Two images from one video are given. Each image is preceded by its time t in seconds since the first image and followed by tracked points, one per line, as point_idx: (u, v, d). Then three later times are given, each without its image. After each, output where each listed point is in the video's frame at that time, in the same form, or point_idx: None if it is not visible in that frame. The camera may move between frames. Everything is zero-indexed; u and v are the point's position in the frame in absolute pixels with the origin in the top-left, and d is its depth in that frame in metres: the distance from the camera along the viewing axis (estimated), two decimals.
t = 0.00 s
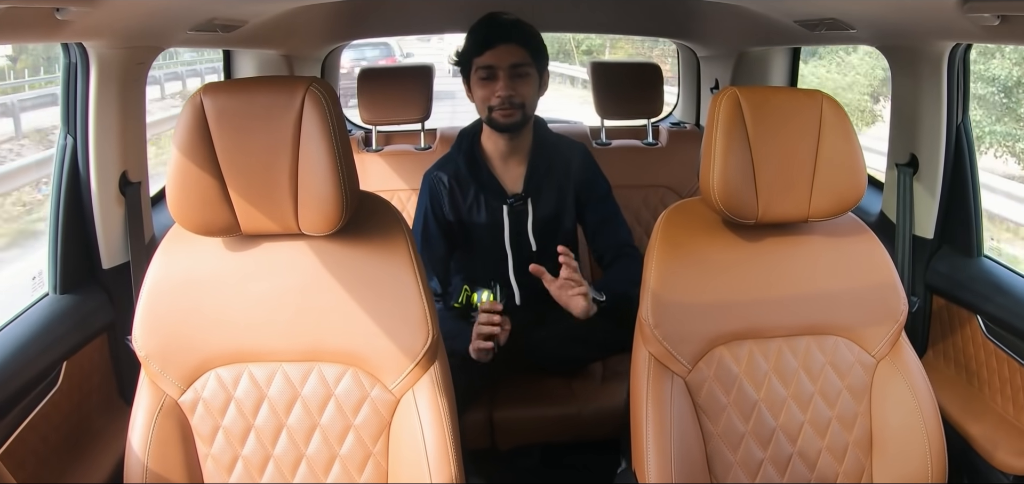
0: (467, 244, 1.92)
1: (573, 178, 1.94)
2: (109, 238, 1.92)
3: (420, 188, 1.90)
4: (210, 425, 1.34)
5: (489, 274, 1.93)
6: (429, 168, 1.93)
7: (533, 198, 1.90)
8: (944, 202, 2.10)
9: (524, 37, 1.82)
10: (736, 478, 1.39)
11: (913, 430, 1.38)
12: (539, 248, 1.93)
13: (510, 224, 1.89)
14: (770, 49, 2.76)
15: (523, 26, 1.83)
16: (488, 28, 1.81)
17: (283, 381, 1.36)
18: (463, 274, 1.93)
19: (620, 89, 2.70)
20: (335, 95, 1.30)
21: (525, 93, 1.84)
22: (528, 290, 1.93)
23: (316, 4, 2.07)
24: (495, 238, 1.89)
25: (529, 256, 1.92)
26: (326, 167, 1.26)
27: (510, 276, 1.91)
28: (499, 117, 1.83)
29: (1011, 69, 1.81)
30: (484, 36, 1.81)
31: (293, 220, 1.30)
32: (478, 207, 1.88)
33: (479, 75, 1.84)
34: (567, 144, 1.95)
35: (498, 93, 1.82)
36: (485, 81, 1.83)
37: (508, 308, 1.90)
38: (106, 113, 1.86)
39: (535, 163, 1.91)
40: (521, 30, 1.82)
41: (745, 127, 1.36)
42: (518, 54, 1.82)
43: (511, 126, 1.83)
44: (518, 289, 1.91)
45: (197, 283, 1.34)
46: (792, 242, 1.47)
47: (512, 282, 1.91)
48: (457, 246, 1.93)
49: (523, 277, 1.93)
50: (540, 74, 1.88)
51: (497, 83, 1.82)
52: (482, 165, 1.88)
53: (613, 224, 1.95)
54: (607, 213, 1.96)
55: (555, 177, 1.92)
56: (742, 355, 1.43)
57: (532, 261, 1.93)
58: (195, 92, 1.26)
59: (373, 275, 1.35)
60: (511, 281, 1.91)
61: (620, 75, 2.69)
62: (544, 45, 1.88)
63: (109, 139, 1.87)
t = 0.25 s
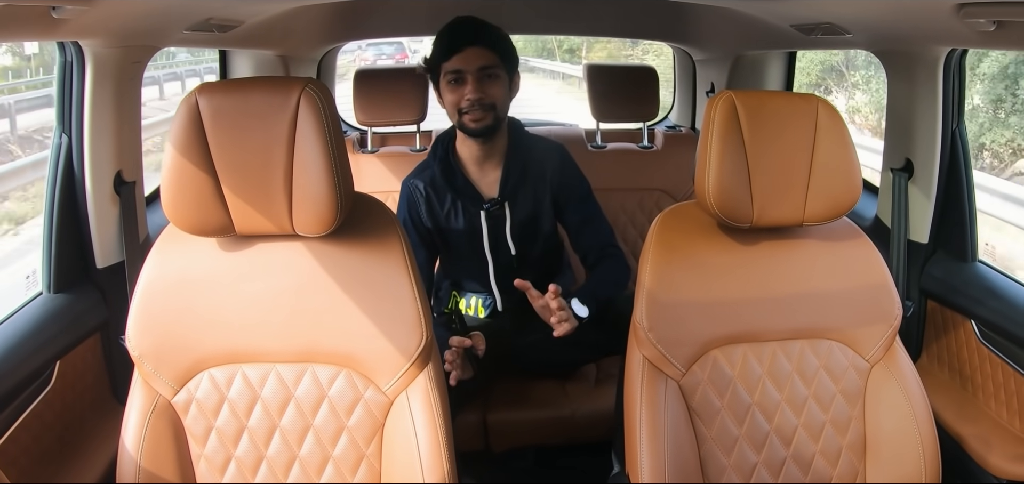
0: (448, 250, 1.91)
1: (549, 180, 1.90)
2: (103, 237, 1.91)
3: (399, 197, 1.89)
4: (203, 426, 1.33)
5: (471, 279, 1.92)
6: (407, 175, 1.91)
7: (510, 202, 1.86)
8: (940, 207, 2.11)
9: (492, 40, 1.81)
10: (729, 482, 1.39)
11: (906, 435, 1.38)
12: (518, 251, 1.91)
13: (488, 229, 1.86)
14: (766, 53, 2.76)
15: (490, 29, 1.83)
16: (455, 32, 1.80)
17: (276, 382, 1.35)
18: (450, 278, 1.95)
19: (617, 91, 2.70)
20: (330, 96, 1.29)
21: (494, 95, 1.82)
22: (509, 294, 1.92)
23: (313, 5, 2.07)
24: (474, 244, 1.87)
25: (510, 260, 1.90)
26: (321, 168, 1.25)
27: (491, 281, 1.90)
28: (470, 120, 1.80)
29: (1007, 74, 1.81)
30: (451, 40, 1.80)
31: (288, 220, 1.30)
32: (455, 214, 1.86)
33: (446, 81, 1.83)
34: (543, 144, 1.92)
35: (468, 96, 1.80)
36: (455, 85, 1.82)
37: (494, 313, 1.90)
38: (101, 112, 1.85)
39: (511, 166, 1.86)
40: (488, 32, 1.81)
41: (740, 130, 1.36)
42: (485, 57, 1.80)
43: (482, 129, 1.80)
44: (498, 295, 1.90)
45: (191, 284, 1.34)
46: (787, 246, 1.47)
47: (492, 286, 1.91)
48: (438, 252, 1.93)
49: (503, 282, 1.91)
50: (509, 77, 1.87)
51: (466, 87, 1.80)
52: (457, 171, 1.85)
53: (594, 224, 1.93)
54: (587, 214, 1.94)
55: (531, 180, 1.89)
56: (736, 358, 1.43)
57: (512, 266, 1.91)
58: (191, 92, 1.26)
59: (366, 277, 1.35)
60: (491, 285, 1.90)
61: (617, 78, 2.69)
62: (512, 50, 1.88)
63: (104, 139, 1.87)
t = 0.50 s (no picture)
0: (450, 251, 1.91)
1: (552, 181, 1.92)
2: (102, 237, 1.91)
3: (402, 197, 1.89)
4: (202, 426, 1.33)
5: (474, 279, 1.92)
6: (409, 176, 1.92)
7: (513, 202, 1.87)
8: (939, 207, 2.11)
9: (493, 48, 1.81)
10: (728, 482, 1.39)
11: (906, 436, 1.38)
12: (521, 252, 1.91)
13: (491, 229, 1.86)
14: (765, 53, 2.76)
15: (491, 37, 1.82)
16: (454, 42, 1.80)
17: (276, 382, 1.35)
18: (452, 278, 1.96)
19: (616, 91, 2.70)
20: (330, 96, 1.29)
21: (496, 104, 1.83)
22: (512, 293, 1.92)
23: (312, 5, 2.07)
24: (478, 245, 1.87)
25: (512, 261, 1.90)
26: (320, 168, 1.25)
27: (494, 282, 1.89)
28: (473, 131, 1.82)
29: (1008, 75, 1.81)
30: (451, 50, 1.80)
31: (288, 220, 1.30)
32: (458, 214, 1.86)
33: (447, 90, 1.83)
34: (545, 145, 1.94)
35: (470, 106, 1.81)
36: (456, 95, 1.82)
37: (496, 312, 1.90)
38: (101, 112, 1.85)
39: (514, 167, 1.88)
40: (489, 41, 1.81)
41: (739, 131, 1.36)
42: (485, 66, 1.80)
43: (487, 138, 1.81)
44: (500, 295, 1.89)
45: (190, 284, 1.34)
46: (786, 246, 1.47)
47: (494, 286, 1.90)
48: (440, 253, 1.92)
49: (505, 282, 1.91)
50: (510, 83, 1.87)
51: (468, 97, 1.81)
52: (461, 171, 1.86)
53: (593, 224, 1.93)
54: (591, 215, 1.95)
55: (534, 180, 1.90)
56: (735, 359, 1.43)
57: (514, 266, 1.91)
58: (190, 91, 1.26)
59: (365, 276, 1.35)
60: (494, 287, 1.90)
61: (616, 78, 2.69)
62: (513, 55, 1.88)
63: (103, 138, 1.87)
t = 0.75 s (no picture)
0: (460, 246, 1.92)
1: (564, 177, 1.93)
2: (102, 233, 1.91)
3: (413, 190, 1.91)
4: (202, 422, 1.33)
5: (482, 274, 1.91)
6: (421, 170, 1.94)
7: (525, 199, 1.88)
8: (939, 206, 2.11)
9: (514, 44, 1.81)
10: (727, 479, 1.39)
11: (905, 434, 1.38)
12: (531, 248, 1.91)
13: (502, 225, 1.87)
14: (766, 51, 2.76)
15: (513, 32, 1.82)
16: (477, 34, 1.80)
17: (275, 378, 1.35)
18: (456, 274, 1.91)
19: (617, 89, 2.70)
20: (330, 92, 1.29)
21: (514, 99, 1.83)
22: (519, 290, 1.92)
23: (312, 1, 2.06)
24: (488, 240, 1.88)
25: (522, 257, 1.90)
26: (320, 164, 1.25)
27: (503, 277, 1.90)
28: (488, 125, 1.82)
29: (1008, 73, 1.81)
30: (473, 42, 1.80)
31: (288, 216, 1.30)
32: (470, 209, 1.87)
33: (467, 81, 1.83)
34: (559, 142, 1.95)
35: (487, 100, 1.81)
36: (474, 87, 1.83)
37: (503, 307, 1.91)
38: (101, 108, 1.85)
39: (527, 164, 1.89)
40: (511, 36, 1.81)
41: (739, 128, 1.36)
42: (507, 60, 1.81)
43: (500, 133, 1.82)
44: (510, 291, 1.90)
45: (190, 279, 1.34)
46: (786, 244, 1.47)
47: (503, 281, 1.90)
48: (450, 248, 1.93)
49: (514, 277, 1.91)
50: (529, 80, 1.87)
51: (486, 90, 1.81)
52: (473, 166, 1.87)
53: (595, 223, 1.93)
54: (599, 213, 1.97)
55: (546, 176, 1.91)
56: (735, 356, 1.43)
57: (524, 262, 1.91)
58: (191, 87, 1.26)
59: (365, 272, 1.35)
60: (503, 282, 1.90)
61: (617, 76, 2.69)
62: (534, 52, 1.88)
63: (103, 134, 1.87)
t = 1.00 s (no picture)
0: (471, 248, 1.92)
1: (578, 183, 1.94)
2: (102, 235, 1.91)
3: (425, 190, 1.90)
4: (202, 423, 1.33)
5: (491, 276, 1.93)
6: (434, 171, 1.93)
7: (539, 204, 1.89)
8: (940, 208, 2.11)
9: (535, 46, 1.85)
10: (728, 481, 1.39)
11: (906, 436, 1.38)
12: (543, 253, 1.92)
13: (516, 229, 1.88)
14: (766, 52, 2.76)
15: (534, 35, 1.86)
16: (499, 35, 1.84)
17: (276, 380, 1.35)
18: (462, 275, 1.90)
19: (618, 91, 2.70)
20: (331, 94, 1.29)
21: (533, 100, 1.86)
22: (526, 291, 1.90)
23: (313, 3, 2.07)
24: (501, 244, 1.89)
25: (534, 262, 1.92)
26: (321, 167, 1.25)
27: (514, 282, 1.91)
28: (507, 124, 1.85)
29: (1008, 75, 1.81)
30: (495, 43, 1.84)
31: (288, 218, 1.30)
32: (483, 213, 1.88)
33: (488, 82, 1.87)
34: (574, 148, 1.96)
35: (507, 101, 1.84)
36: (494, 88, 1.86)
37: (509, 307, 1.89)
38: (102, 109, 1.85)
39: (542, 169, 1.90)
40: (532, 39, 1.85)
41: (740, 130, 1.36)
42: (528, 62, 1.84)
43: (518, 133, 1.84)
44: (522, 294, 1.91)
45: (190, 282, 1.34)
46: (786, 246, 1.47)
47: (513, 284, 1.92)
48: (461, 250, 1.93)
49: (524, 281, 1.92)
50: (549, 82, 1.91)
51: (506, 91, 1.85)
52: (489, 170, 1.88)
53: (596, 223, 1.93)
54: (610, 218, 1.93)
55: (560, 182, 1.92)
56: (736, 358, 1.43)
57: (534, 265, 1.92)
58: (191, 89, 1.26)
59: (366, 275, 1.35)
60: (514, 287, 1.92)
61: (617, 78, 2.69)
62: (554, 56, 1.92)
63: (104, 135, 1.87)
